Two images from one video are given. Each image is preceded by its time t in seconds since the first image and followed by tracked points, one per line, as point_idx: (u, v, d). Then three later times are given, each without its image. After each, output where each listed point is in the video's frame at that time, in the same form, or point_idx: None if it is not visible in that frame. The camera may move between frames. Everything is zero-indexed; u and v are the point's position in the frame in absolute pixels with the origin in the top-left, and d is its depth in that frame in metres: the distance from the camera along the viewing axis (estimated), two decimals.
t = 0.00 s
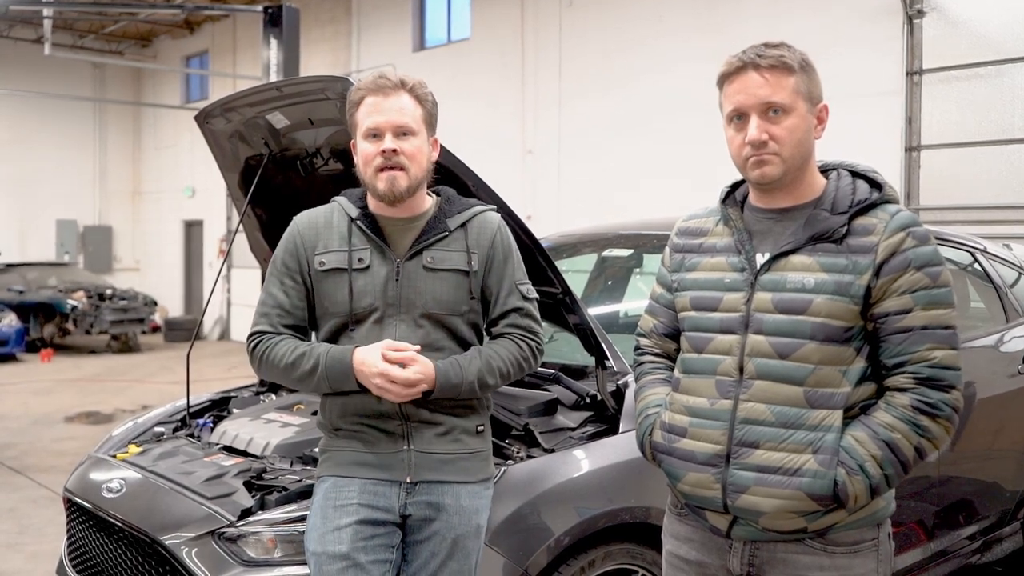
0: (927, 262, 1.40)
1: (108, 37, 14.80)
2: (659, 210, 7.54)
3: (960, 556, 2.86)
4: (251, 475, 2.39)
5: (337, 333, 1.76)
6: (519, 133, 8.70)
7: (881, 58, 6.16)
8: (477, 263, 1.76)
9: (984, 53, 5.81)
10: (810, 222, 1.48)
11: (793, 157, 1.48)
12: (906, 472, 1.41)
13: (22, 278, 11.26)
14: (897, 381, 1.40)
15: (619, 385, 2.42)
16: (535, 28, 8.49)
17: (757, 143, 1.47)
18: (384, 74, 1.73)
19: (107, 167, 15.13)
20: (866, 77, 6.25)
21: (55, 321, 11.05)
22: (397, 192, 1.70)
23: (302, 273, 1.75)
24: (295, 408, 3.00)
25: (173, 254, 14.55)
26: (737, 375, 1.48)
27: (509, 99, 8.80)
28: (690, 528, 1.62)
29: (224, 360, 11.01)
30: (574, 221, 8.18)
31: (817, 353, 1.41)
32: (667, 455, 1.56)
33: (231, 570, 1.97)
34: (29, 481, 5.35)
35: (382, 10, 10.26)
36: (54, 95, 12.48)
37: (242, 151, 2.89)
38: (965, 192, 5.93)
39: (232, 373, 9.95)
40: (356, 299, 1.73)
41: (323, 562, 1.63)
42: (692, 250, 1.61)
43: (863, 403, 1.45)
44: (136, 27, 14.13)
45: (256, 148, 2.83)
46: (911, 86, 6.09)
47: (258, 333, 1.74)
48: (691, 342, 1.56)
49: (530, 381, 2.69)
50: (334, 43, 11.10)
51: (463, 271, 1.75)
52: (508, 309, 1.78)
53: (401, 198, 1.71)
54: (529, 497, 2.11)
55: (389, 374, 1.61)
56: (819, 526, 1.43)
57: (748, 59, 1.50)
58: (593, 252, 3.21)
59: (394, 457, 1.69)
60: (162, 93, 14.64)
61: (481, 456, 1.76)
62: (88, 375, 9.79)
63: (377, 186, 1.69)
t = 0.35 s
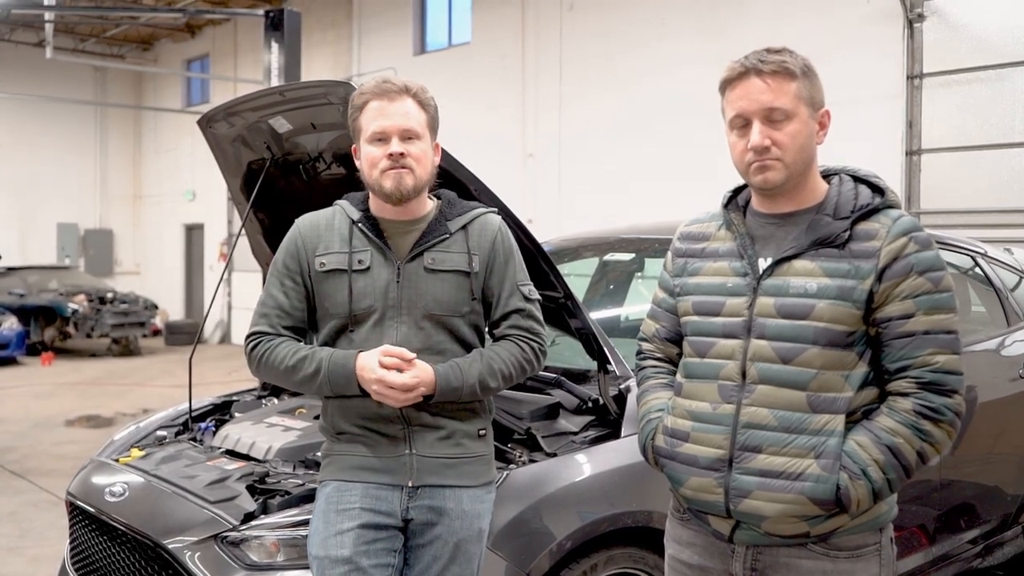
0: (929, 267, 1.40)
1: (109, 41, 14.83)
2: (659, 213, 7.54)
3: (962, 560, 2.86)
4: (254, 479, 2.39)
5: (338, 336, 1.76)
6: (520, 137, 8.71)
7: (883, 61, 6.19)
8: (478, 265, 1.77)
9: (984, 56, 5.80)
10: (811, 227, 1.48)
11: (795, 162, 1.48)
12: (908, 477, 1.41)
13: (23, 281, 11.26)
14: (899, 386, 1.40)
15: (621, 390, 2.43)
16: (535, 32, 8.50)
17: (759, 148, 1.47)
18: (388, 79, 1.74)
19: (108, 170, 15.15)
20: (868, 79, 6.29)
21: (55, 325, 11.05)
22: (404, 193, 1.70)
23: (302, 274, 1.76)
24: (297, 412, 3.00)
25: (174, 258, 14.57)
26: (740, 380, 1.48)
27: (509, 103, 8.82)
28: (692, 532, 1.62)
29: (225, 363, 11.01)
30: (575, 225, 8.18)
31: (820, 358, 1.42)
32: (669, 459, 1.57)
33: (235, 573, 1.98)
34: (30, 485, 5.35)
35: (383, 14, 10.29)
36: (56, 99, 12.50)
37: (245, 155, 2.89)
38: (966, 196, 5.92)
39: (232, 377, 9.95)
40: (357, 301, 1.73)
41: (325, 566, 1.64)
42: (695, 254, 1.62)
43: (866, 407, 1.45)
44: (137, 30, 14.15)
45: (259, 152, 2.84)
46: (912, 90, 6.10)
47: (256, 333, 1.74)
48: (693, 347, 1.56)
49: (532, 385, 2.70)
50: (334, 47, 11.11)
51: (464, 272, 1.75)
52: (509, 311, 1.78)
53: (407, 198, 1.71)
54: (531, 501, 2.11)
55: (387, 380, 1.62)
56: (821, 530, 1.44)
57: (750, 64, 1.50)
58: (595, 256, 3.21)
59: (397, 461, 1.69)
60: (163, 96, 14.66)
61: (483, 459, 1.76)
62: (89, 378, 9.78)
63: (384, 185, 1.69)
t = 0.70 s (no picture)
0: (934, 271, 1.41)
1: (111, 45, 14.87)
2: (661, 217, 7.55)
3: (965, 564, 2.85)
4: (259, 482, 2.40)
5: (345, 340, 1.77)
6: (521, 141, 8.73)
7: (885, 66, 6.21)
8: (484, 268, 1.78)
9: (987, 61, 5.81)
10: (817, 231, 1.49)
11: (800, 168, 1.49)
12: (913, 481, 1.42)
13: (24, 284, 11.27)
14: (904, 390, 1.41)
15: (625, 393, 2.44)
16: (537, 37, 8.53)
17: (765, 153, 1.48)
18: (391, 84, 1.76)
19: (110, 174, 15.20)
20: (870, 84, 6.30)
21: (57, 328, 11.05)
22: (413, 203, 1.71)
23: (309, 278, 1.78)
24: (301, 415, 3.00)
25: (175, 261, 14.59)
26: (745, 384, 1.49)
27: (510, 108, 8.84)
28: (698, 536, 1.63)
29: (227, 367, 11.02)
30: (576, 229, 8.20)
31: (824, 362, 1.42)
32: (675, 463, 1.57)
33: None
34: (32, 488, 5.36)
35: (384, 19, 10.32)
36: (58, 103, 12.53)
37: (249, 159, 2.91)
38: (968, 200, 5.93)
39: (234, 380, 9.96)
40: (362, 305, 1.73)
41: (332, 568, 1.65)
42: (699, 259, 1.63)
43: (871, 411, 1.45)
44: (139, 35, 14.19)
45: (264, 156, 2.85)
46: (913, 94, 6.11)
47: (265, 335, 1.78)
48: (698, 350, 1.57)
49: (536, 389, 2.70)
50: (336, 52, 11.14)
51: (469, 276, 1.76)
52: (520, 314, 1.80)
53: (416, 209, 1.72)
54: (536, 504, 2.12)
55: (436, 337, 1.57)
56: (826, 534, 1.44)
57: (756, 69, 1.51)
58: (598, 259, 3.21)
59: (402, 464, 1.70)
60: (165, 101, 14.71)
61: (489, 463, 1.77)
62: (91, 382, 9.79)
63: (394, 199, 1.70)
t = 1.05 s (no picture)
0: (933, 275, 1.42)
1: (107, 47, 14.86)
2: (657, 219, 7.57)
3: (961, 565, 2.87)
4: (260, 484, 2.40)
5: (345, 344, 1.77)
6: (517, 144, 8.75)
7: (881, 69, 6.23)
8: (485, 271, 1.78)
9: (982, 65, 5.83)
10: (818, 235, 1.50)
11: (800, 172, 1.50)
12: (912, 483, 1.43)
13: (19, 286, 11.24)
14: (904, 393, 1.42)
15: (625, 395, 2.45)
16: (533, 40, 8.54)
17: (765, 157, 1.50)
18: (386, 87, 1.77)
19: (105, 176, 15.19)
20: (866, 88, 6.32)
21: (52, 330, 11.03)
22: (403, 199, 1.70)
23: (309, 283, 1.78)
24: (300, 418, 3.01)
25: (171, 263, 14.58)
26: (745, 387, 1.50)
27: (506, 111, 8.85)
28: (698, 538, 1.64)
29: (223, 369, 11.00)
30: (572, 232, 8.22)
31: (824, 364, 1.43)
32: (676, 465, 1.58)
33: None
34: (28, 490, 5.35)
35: (380, 22, 10.34)
36: (53, 105, 12.51)
37: (249, 161, 2.91)
38: (964, 204, 5.95)
39: (231, 382, 9.95)
40: (363, 309, 1.74)
41: (333, 570, 1.66)
42: (700, 262, 1.63)
43: (871, 414, 1.47)
44: (135, 36, 14.18)
45: (263, 158, 2.86)
46: (909, 97, 6.12)
47: (269, 346, 1.78)
48: (699, 353, 1.58)
49: (536, 391, 2.71)
50: (333, 54, 11.16)
51: (469, 279, 1.77)
52: (521, 316, 1.83)
53: (406, 206, 1.71)
54: (536, 506, 2.13)
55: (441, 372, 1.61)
56: (827, 535, 1.45)
57: (757, 74, 1.53)
58: (596, 262, 3.23)
59: (404, 467, 1.70)
60: (161, 102, 14.70)
61: (490, 464, 1.78)
62: (86, 384, 9.77)
63: (383, 194, 1.70)
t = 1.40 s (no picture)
0: (934, 278, 1.43)
1: (103, 48, 14.84)
2: (654, 221, 7.57)
3: (960, 567, 2.87)
4: (261, 487, 2.41)
5: (347, 346, 1.78)
6: (515, 145, 8.75)
7: (877, 71, 6.25)
8: (484, 275, 1.79)
9: (979, 67, 5.85)
10: (819, 238, 1.51)
11: (802, 175, 1.51)
12: (914, 485, 1.44)
13: (16, 288, 11.23)
14: (906, 395, 1.42)
15: (625, 397, 2.45)
16: (531, 42, 8.54)
17: (768, 160, 1.51)
18: (392, 91, 1.77)
19: (102, 178, 15.17)
20: (863, 90, 6.33)
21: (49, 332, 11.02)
22: (404, 206, 1.72)
23: (311, 285, 1.78)
24: (300, 420, 3.01)
25: (168, 265, 14.56)
26: (748, 389, 1.50)
27: (503, 113, 8.86)
28: (701, 539, 1.64)
29: (220, 371, 10.99)
30: (570, 233, 8.23)
31: (827, 367, 1.44)
32: (678, 467, 1.59)
33: None
34: (26, 493, 5.35)
35: (377, 23, 10.34)
36: (49, 107, 12.50)
37: (249, 164, 2.91)
38: (961, 205, 5.97)
39: (228, 384, 9.93)
40: (365, 312, 1.75)
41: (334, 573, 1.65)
42: (703, 264, 1.64)
43: (873, 416, 1.47)
44: (131, 38, 14.17)
45: (264, 161, 2.86)
46: (906, 99, 6.14)
47: (270, 347, 1.76)
48: (702, 356, 1.59)
49: (536, 394, 2.72)
50: (329, 56, 11.16)
51: (469, 282, 1.77)
52: (512, 320, 1.80)
53: (408, 212, 1.73)
54: (537, 508, 2.14)
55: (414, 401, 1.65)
56: (829, 537, 1.46)
57: (759, 78, 1.53)
58: (595, 265, 3.24)
59: (406, 470, 1.71)
60: (158, 104, 14.69)
61: (492, 467, 1.79)
62: (84, 386, 9.76)
63: (385, 199, 1.72)
